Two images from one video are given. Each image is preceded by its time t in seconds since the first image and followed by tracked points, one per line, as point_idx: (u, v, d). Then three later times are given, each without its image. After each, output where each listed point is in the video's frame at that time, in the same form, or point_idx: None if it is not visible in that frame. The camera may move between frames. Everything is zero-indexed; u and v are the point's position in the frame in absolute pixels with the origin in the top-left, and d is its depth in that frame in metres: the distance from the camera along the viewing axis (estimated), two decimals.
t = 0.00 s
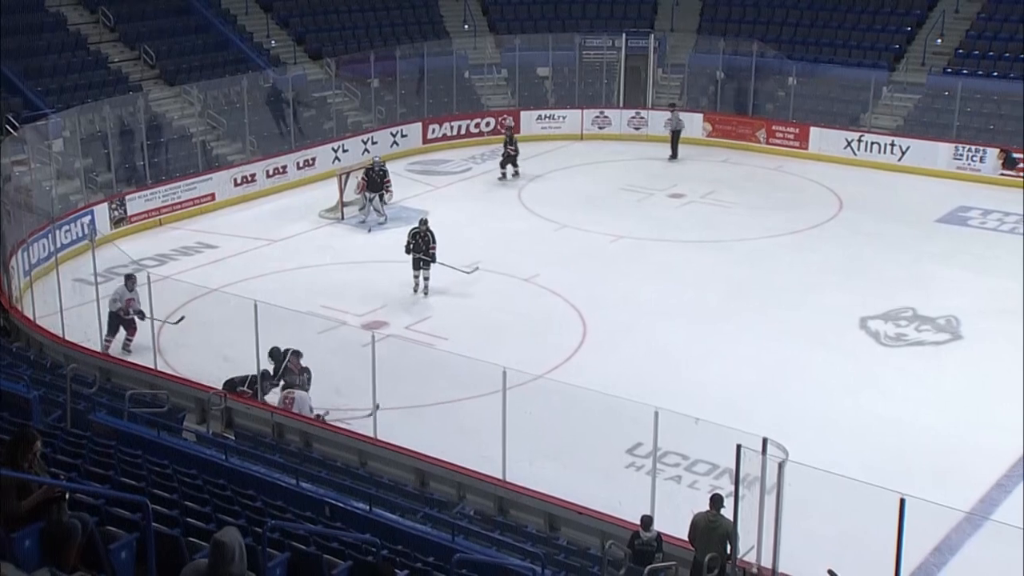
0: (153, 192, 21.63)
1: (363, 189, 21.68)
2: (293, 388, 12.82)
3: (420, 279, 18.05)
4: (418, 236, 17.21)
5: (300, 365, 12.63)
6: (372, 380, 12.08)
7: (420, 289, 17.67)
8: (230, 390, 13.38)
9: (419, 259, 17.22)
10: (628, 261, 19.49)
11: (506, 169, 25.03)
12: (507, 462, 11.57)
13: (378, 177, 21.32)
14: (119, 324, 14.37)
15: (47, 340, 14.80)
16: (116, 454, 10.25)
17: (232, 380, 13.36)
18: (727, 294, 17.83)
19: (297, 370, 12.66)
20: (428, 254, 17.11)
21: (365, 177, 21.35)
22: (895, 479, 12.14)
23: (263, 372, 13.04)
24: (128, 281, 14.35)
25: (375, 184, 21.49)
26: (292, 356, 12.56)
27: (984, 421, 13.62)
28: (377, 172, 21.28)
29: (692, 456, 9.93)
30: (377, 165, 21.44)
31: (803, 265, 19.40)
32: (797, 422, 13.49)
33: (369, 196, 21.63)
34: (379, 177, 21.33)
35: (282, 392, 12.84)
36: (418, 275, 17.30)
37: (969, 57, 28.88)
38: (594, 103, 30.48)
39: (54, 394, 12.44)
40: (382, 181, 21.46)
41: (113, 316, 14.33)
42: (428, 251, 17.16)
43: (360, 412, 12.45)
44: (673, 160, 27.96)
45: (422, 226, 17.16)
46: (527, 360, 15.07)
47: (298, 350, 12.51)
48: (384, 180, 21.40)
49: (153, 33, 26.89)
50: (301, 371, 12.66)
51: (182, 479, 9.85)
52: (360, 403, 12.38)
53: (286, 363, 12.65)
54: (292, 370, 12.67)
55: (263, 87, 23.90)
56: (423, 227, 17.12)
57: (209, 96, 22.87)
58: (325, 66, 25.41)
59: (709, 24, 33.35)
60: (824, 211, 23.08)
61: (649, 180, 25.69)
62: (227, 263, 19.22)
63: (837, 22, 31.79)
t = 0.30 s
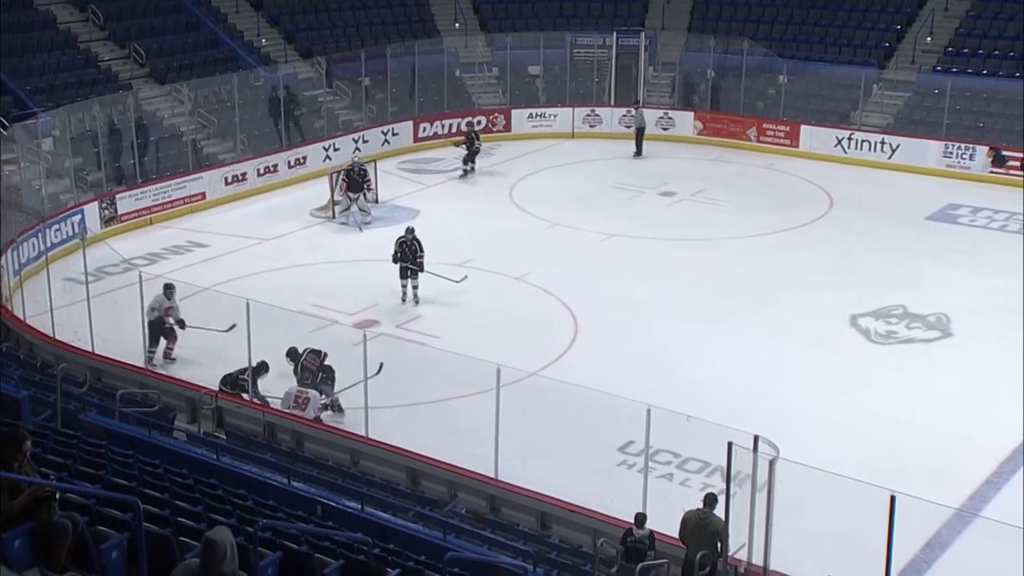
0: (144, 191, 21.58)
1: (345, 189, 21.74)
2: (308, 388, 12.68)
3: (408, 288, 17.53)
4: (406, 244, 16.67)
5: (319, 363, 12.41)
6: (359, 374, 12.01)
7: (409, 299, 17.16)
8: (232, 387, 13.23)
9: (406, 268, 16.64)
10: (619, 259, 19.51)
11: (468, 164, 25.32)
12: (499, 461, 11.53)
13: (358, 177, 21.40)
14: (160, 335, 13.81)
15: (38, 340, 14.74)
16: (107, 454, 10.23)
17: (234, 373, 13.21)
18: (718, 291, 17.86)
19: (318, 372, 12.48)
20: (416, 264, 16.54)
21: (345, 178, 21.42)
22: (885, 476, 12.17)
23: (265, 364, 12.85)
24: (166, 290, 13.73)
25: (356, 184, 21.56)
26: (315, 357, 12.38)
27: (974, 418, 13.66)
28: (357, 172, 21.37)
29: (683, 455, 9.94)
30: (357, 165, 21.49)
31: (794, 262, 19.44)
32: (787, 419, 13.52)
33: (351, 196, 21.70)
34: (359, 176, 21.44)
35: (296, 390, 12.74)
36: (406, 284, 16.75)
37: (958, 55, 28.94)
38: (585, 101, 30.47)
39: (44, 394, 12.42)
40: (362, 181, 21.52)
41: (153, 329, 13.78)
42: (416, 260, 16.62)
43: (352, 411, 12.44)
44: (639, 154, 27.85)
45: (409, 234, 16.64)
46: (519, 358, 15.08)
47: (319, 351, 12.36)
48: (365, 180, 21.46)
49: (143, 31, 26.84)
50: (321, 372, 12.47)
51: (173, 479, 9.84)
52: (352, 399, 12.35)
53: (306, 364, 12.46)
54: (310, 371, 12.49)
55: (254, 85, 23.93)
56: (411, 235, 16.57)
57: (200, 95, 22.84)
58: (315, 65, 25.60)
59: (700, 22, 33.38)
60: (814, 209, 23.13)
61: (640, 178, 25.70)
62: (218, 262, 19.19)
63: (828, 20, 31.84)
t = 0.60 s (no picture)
0: (132, 191, 21.54)
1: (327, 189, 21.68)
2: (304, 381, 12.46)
3: (391, 300, 17.07)
4: (384, 257, 16.07)
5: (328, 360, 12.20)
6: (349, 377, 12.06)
7: (393, 311, 16.68)
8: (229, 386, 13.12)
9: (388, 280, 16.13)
10: (609, 258, 19.53)
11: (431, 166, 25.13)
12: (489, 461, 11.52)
13: (341, 176, 21.36)
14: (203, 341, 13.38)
15: (25, 341, 14.70)
16: (95, 455, 10.21)
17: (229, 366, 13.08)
18: (707, 290, 17.90)
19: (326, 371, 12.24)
20: (397, 277, 16.02)
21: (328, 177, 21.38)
22: (873, 474, 12.21)
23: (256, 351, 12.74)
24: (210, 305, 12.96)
25: (338, 183, 21.52)
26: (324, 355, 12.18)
27: (962, 416, 13.72)
28: (340, 171, 21.29)
29: (673, 453, 10.07)
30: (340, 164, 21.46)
31: (783, 261, 19.49)
32: (776, 417, 13.55)
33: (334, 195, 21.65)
34: (342, 175, 21.39)
35: (293, 386, 12.41)
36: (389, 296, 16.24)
37: (946, 54, 29.05)
38: (575, 100, 30.44)
39: (33, 395, 12.40)
40: (345, 180, 21.47)
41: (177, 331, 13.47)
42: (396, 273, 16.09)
43: (342, 411, 12.45)
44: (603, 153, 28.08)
45: (388, 246, 16.05)
46: (509, 357, 15.09)
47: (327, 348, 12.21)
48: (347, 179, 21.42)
49: (131, 31, 26.79)
50: (329, 369, 12.22)
51: (162, 479, 9.82)
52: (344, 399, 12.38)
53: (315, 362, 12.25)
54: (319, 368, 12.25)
55: (243, 85, 23.75)
56: (390, 248, 15.99)
57: (188, 94, 22.80)
58: (304, 64, 25.56)
59: (689, 21, 33.42)
60: (803, 207, 23.19)
61: (629, 177, 25.73)
62: (207, 262, 19.16)
63: (816, 18, 31.90)
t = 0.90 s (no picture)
0: (120, 191, 21.48)
1: (315, 188, 21.66)
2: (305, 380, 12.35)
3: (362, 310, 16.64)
4: (355, 266, 15.54)
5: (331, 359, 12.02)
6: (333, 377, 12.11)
7: (364, 320, 16.26)
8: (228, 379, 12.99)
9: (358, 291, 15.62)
10: (599, 257, 19.55)
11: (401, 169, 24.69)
12: (479, 460, 11.50)
13: (329, 175, 21.34)
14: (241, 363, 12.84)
15: (15, 341, 14.67)
16: (84, 455, 10.18)
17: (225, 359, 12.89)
18: (696, 289, 17.92)
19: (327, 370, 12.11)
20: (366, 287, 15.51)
21: (316, 176, 21.36)
22: (862, 472, 12.22)
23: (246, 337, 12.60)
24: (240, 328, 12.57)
25: (326, 182, 21.50)
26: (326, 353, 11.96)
27: (951, 414, 13.76)
28: (328, 171, 21.26)
29: (664, 452, 10.03)
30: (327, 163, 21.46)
31: (772, 260, 19.52)
32: (764, 415, 13.58)
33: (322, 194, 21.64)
34: (331, 175, 21.38)
35: (296, 385, 12.34)
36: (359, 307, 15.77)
37: (934, 53, 29.14)
38: (564, 100, 30.49)
39: (21, 396, 12.36)
40: (332, 179, 21.45)
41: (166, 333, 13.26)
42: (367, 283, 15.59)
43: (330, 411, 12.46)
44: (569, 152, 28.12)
45: (358, 255, 15.54)
46: (498, 357, 15.09)
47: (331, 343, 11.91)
48: (334, 178, 21.42)
49: (119, 30, 26.73)
50: (331, 368, 12.08)
51: (151, 480, 9.80)
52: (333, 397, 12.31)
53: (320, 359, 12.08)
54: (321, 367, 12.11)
55: (231, 85, 23.82)
56: (360, 257, 15.45)
57: (177, 94, 22.79)
58: (293, 64, 25.50)
59: (678, 20, 33.43)
60: (793, 206, 23.23)
61: (618, 176, 25.75)
62: (195, 262, 19.13)
63: (804, 18, 31.96)
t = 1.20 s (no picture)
0: (113, 190, 21.44)
1: (307, 186, 21.64)
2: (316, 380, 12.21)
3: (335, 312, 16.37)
4: (321, 272, 15.25)
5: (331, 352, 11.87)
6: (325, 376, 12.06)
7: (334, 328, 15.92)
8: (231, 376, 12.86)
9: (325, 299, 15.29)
10: (591, 255, 19.57)
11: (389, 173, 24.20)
12: (473, 458, 11.46)
13: (321, 173, 21.33)
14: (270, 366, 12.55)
15: (9, 341, 14.67)
16: (77, 455, 10.15)
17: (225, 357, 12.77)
18: (688, 287, 17.94)
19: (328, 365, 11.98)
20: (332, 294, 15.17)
21: (308, 174, 21.35)
22: (855, 470, 12.24)
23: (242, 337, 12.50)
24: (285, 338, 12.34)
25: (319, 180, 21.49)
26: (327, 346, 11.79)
27: (943, 411, 13.78)
28: (321, 169, 21.26)
29: (657, 450, 10.02)
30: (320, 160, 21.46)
31: (765, 258, 19.55)
32: (756, 413, 13.59)
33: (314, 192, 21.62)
34: (323, 173, 21.37)
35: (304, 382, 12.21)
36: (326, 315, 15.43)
37: (926, 51, 29.18)
38: (557, 98, 30.54)
39: (13, 396, 12.33)
40: (325, 177, 21.45)
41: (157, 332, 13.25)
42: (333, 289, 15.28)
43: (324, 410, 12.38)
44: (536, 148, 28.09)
45: (325, 261, 15.25)
46: (491, 355, 15.09)
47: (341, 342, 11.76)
48: (327, 176, 21.41)
49: (111, 29, 26.67)
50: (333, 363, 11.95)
51: (143, 479, 9.78)
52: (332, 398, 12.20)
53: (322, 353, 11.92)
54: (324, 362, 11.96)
55: (224, 84, 23.77)
56: (326, 264, 15.14)
57: (170, 93, 22.76)
58: (285, 62, 25.45)
59: (670, 19, 33.43)
60: (785, 204, 23.26)
61: (612, 175, 25.77)
62: (188, 261, 19.10)
63: (797, 16, 31.99)
